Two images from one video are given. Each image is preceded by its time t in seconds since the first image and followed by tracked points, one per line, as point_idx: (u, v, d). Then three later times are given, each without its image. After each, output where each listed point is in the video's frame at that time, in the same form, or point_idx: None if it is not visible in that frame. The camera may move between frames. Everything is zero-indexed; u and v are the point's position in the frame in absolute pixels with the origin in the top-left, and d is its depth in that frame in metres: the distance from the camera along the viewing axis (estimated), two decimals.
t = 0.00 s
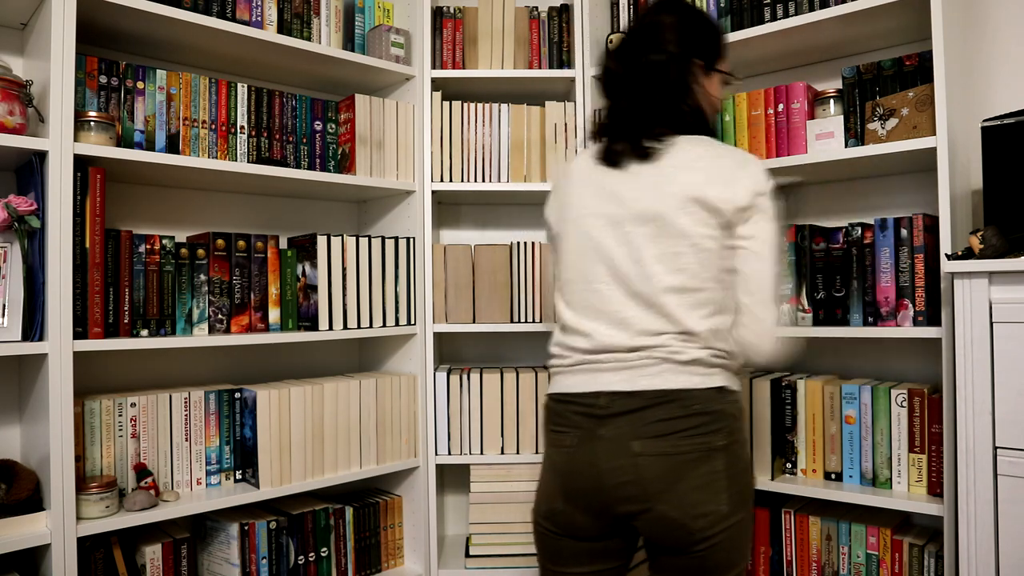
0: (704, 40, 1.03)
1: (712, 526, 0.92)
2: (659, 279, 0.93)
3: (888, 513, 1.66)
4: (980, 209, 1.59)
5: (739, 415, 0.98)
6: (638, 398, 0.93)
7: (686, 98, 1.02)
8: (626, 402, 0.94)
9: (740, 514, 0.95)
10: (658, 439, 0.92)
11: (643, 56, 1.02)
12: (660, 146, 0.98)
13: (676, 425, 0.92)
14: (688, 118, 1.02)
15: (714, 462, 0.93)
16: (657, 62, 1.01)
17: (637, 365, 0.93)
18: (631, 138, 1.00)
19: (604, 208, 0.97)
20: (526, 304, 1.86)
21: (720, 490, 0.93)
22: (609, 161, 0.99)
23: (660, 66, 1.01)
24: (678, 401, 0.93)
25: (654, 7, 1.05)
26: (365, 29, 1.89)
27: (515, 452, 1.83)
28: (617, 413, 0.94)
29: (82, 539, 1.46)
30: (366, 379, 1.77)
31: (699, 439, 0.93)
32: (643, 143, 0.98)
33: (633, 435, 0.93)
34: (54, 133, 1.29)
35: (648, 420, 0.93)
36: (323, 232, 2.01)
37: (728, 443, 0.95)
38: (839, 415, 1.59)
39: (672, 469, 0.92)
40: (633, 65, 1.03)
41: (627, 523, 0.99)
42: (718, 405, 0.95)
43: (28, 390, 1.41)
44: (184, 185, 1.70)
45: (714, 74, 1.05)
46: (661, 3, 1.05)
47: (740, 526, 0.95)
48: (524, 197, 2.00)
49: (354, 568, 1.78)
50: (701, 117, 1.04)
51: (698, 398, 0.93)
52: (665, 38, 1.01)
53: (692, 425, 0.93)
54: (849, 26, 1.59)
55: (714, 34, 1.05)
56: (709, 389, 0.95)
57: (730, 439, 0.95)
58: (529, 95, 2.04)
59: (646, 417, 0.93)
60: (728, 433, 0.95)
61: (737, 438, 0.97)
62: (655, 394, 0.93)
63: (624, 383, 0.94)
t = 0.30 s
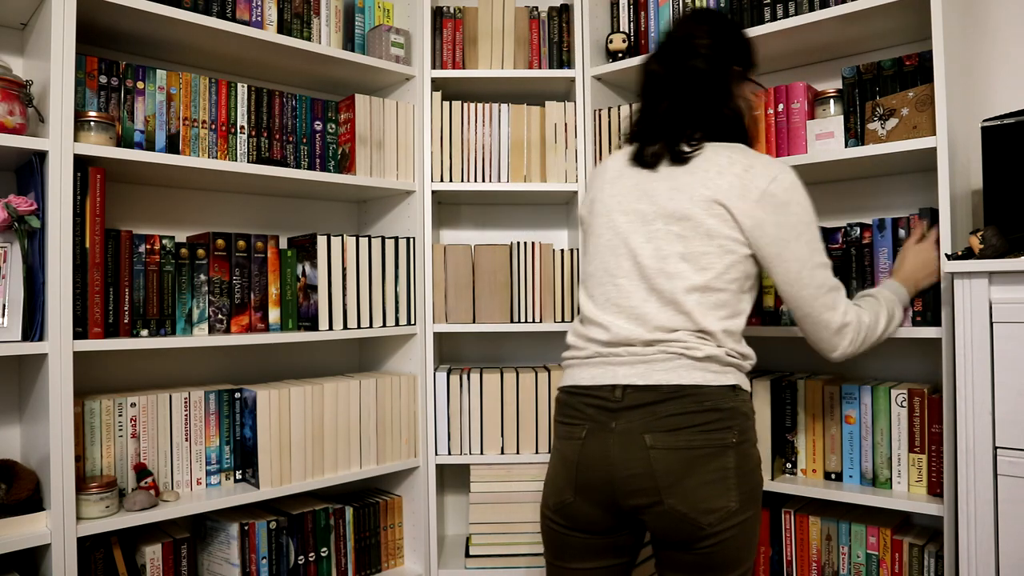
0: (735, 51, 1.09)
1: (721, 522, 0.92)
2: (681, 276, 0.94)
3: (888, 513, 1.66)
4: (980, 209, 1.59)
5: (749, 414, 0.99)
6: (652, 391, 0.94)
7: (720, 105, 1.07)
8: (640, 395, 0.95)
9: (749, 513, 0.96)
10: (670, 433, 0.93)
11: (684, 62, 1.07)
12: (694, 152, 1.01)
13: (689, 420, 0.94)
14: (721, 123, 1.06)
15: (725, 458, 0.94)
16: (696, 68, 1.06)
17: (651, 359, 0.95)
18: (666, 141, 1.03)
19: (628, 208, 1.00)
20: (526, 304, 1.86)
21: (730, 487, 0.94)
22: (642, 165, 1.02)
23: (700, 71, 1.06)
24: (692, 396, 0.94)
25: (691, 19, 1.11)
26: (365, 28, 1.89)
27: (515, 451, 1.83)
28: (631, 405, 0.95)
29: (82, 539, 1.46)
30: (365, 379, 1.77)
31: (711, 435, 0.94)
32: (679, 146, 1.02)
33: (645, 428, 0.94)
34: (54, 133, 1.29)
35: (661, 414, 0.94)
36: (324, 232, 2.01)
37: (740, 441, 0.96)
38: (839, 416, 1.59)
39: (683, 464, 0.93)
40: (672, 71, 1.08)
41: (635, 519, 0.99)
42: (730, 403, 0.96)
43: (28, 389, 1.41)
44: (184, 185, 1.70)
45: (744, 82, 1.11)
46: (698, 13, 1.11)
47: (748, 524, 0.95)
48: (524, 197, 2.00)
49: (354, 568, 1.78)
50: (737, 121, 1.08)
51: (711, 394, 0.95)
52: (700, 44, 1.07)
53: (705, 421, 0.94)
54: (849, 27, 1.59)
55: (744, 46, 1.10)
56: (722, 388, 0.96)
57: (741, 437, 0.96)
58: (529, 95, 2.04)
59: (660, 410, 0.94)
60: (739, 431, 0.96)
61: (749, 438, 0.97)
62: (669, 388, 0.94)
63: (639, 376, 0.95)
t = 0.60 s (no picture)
0: (700, 50, 1.11)
1: (709, 524, 0.92)
2: (677, 273, 0.94)
3: (888, 513, 1.66)
4: (980, 209, 1.59)
5: (739, 412, 0.98)
6: (636, 394, 0.93)
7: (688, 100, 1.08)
8: (623, 398, 0.94)
9: (739, 513, 0.95)
10: (655, 435, 0.92)
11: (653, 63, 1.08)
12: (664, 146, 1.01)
13: (674, 422, 0.92)
14: (691, 118, 1.08)
15: (712, 459, 0.93)
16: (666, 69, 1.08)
17: (635, 360, 0.94)
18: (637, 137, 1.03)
19: (604, 209, 1.00)
20: (526, 304, 1.86)
21: (718, 489, 0.94)
22: (615, 161, 1.02)
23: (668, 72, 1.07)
24: (676, 397, 0.93)
25: (655, 21, 1.12)
26: (365, 28, 1.88)
27: (515, 452, 1.83)
28: (616, 408, 0.94)
29: (82, 539, 1.46)
30: (365, 379, 1.77)
31: (696, 437, 0.93)
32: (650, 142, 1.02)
33: (630, 431, 0.93)
34: (54, 133, 1.29)
35: (646, 416, 0.93)
36: (323, 232, 2.01)
37: (728, 441, 0.95)
38: (839, 415, 1.59)
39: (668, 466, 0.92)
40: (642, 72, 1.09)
41: (625, 521, 0.99)
42: (716, 403, 0.95)
43: (29, 389, 1.41)
44: (183, 185, 1.70)
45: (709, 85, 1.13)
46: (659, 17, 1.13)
47: (738, 524, 0.95)
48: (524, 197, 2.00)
49: (354, 568, 1.78)
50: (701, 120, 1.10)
51: (697, 395, 0.93)
52: (666, 44, 1.09)
53: (691, 422, 0.93)
54: (849, 26, 1.59)
55: (709, 45, 1.12)
56: (708, 386, 0.95)
57: (729, 437, 0.95)
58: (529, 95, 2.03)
59: (644, 413, 0.93)
60: (726, 432, 0.95)
61: (737, 437, 0.96)
62: (653, 390, 0.93)
63: (623, 378, 0.94)
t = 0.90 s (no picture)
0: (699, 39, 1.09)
1: (728, 525, 0.94)
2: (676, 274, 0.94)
3: (888, 513, 1.66)
4: (980, 209, 1.59)
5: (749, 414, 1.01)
6: (654, 399, 0.95)
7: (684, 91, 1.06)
8: (639, 403, 0.95)
9: (754, 513, 0.98)
10: (673, 439, 0.94)
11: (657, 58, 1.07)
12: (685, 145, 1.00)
13: (691, 425, 0.94)
14: (705, 112, 1.07)
15: (729, 461, 0.95)
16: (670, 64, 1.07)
17: (652, 365, 0.95)
18: (654, 135, 1.02)
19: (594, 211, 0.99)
20: (526, 304, 1.86)
21: (736, 490, 0.95)
22: (638, 161, 1.00)
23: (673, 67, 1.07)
24: (693, 401, 0.95)
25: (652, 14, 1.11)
26: (365, 29, 1.88)
27: (515, 452, 1.83)
28: (633, 414, 0.95)
29: (82, 539, 1.46)
30: (365, 380, 1.77)
31: (715, 439, 0.95)
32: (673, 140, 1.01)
33: (649, 435, 0.95)
34: (54, 133, 1.29)
35: (664, 421, 0.94)
36: (323, 232, 2.01)
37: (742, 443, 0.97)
38: (839, 415, 1.59)
39: (689, 469, 0.94)
40: (647, 68, 1.07)
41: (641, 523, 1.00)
42: (731, 405, 0.97)
43: (29, 390, 1.41)
44: (184, 185, 1.70)
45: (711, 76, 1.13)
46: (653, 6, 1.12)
47: (753, 524, 0.97)
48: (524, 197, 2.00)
49: (354, 568, 1.78)
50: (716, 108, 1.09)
51: (713, 398, 0.96)
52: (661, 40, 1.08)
53: (708, 425, 0.95)
54: (849, 26, 1.59)
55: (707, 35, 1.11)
56: (723, 389, 0.97)
57: (744, 439, 0.98)
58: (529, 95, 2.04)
59: (662, 416, 0.95)
60: (740, 434, 0.97)
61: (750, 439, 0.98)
62: (669, 394, 0.95)
63: (639, 383, 0.95)
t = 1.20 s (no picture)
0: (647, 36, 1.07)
1: (719, 520, 0.93)
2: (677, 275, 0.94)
3: (888, 513, 1.66)
4: (980, 209, 1.59)
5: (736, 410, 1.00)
6: (646, 398, 0.93)
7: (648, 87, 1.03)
8: (631, 403, 0.93)
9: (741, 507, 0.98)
10: (666, 437, 0.92)
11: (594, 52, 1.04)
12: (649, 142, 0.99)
13: (683, 423, 0.93)
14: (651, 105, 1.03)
15: (719, 456, 0.95)
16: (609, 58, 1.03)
17: (640, 365, 0.93)
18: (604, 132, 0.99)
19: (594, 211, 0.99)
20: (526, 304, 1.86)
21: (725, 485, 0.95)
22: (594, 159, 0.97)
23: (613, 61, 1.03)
24: (684, 398, 0.94)
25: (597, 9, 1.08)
26: (365, 28, 1.88)
27: (515, 452, 1.84)
28: (625, 414, 0.93)
29: (82, 539, 1.46)
30: (366, 380, 1.77)
31: (706, 435, 0.94)
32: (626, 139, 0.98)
33: (641, 435, 0.93)
34: (54, 133, 1.29)
35: (657, 419, 0.93)
36: (323, 231, 2.01)
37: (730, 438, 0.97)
38: (839, 415, 1.59)
39: (682, 466, 0.93)
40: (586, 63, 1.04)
41: (630, 522, 0.98)
42: (719, 400, 0.97)
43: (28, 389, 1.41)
44: (184, 185, 1.70)
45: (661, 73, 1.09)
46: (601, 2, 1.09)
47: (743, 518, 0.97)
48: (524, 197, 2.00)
49: (354, 568, 1.78)
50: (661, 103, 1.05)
51: (703, 395, 0.95)
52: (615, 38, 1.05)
53: (699, 421, 0.94)
54: (849, 26, 1.59)
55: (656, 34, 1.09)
56: (712, 385, 0.97)
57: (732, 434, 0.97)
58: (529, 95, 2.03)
59: (656, 415, 0.93)
60: (729, 429, 0.97)
61: (737, 433, 0.98)
62: (661, 393, 0.93)
63: (629, 383, 0.93)
